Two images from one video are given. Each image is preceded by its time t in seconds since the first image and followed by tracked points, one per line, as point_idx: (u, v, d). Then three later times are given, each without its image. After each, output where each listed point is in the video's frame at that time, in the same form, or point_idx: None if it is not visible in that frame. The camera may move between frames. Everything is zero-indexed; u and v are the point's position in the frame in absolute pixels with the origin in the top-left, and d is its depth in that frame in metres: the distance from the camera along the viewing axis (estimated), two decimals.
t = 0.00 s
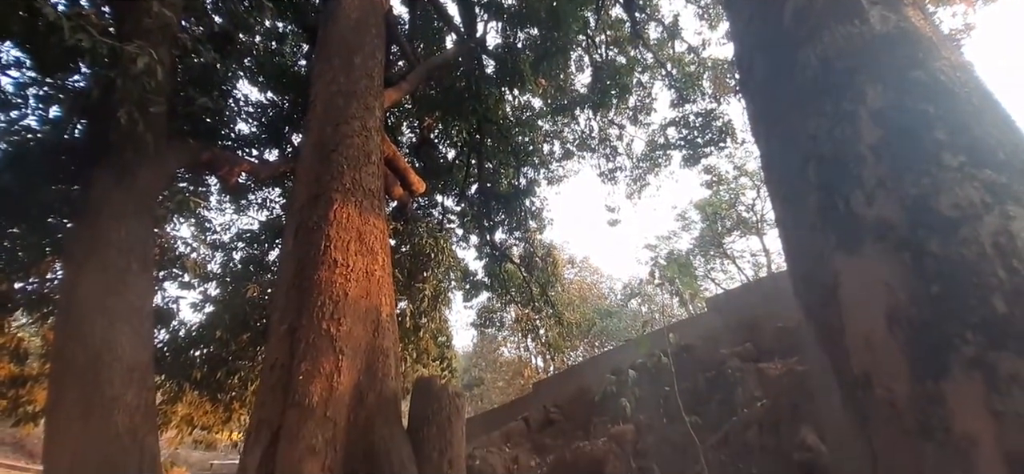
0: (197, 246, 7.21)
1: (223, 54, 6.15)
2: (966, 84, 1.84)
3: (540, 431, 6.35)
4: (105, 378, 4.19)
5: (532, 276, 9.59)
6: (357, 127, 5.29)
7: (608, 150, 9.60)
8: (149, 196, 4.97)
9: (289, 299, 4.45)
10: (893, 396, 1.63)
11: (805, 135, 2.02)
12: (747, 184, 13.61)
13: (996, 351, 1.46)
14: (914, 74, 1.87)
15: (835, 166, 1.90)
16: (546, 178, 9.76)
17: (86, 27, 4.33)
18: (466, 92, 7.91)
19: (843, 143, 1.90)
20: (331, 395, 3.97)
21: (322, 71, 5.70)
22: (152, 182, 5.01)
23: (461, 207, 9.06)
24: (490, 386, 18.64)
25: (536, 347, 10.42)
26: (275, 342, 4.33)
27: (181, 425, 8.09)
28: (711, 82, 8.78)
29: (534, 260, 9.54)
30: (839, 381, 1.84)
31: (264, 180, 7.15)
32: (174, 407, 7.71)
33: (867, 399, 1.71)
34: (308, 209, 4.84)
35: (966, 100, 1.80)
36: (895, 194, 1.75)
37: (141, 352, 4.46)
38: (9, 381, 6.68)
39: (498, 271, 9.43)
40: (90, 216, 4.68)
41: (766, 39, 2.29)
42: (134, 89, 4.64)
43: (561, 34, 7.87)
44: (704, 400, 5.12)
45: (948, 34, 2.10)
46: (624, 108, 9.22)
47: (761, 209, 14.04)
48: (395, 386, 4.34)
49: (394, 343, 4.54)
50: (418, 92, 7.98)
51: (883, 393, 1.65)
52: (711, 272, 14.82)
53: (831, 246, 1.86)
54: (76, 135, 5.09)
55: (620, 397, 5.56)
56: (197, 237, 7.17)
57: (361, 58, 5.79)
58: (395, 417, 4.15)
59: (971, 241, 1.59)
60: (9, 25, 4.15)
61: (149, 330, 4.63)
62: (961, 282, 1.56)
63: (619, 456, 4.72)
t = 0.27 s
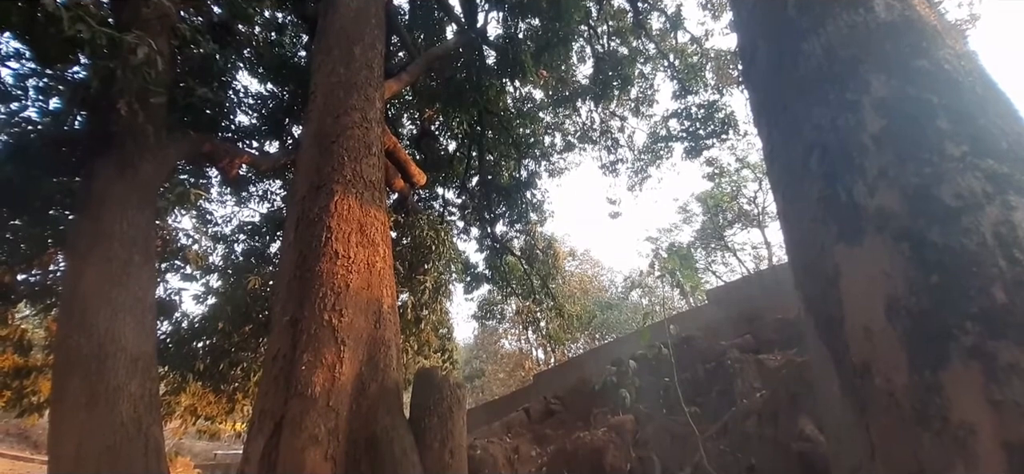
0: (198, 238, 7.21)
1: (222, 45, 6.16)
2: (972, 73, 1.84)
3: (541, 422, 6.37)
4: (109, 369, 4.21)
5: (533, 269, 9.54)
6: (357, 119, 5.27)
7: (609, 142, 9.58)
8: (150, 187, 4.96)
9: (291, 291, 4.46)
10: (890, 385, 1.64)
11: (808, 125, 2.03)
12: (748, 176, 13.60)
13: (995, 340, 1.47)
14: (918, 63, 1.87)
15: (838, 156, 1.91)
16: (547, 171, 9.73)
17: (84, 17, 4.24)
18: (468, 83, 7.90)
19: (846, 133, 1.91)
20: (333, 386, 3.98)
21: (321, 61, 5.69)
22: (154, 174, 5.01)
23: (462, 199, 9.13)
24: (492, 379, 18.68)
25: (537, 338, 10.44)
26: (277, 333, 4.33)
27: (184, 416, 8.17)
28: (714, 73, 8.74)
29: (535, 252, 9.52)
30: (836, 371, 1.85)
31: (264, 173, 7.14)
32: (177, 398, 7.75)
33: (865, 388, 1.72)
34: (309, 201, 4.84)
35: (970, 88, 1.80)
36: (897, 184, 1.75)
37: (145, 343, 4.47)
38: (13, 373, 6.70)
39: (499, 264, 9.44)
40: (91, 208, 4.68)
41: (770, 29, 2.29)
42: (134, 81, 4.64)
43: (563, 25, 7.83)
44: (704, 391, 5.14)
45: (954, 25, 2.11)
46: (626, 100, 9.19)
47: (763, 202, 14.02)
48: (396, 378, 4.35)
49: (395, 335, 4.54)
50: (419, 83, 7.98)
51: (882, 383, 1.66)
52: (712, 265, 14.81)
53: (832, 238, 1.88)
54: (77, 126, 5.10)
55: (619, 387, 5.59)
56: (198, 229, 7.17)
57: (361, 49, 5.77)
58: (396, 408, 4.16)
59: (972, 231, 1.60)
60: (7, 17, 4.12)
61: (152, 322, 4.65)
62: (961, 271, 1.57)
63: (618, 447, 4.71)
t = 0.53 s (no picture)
0: (195, 231, 7.19)
1: (217, 35, 6.15)
2: (969, 63, 1.87)
3: (540, 414, 6.39)
4: (107, 362, 4.21)
5: (532, 262, 9.46)
6: (354, 111, 5.25)
7: (607, 135, 9.57)
8: (146, 179, 4.95)
9: (289, 283, 4.46)
10: (884, 372, 1.67)
11: (806, 115, 2.03)
12: (747, 169, 13.58)
13: (988, 329, 1.50)
14: (916, 52, 1.89)
15: (836, 146, 1.92)
16: (545, 164, 9.71)
17: (77, 8, 4.26)
18: (465, 75, 7.80)
19: (844, 122, 1.92)
20: (332, 378, 3.99)
21: (318, 52, 5.68)
22: (150, 166, 5.00)
23: (460, 192, 9.13)
24: (491, 372, 18.70)
25: (536, 331, 10.45)
26: (275, 325, 4.34)
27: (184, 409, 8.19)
28: (713, 65, 8.72)
29: (534, 245, 9.40)
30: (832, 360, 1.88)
31: (261, 165, 7.12)
32: (176, 391, 7.76)
33: (858, 376, 1.75)
34: (307, 193, 4.84)
35: (967, 78, 1.83)
36: (894, 174, 1.77)
37: (142, 336, 4.47)
38: (11, 367, 6.70)
39: (497, 257, 9.44)
40: (87, 201, 4.67)
41: (768, 17, 2.29)
42: (128, 72, 4.65)
43: (561, 16, 7.82)
44: (700, 381, 5.15)
45: (955, 16, 2.13)
46: (625, 92, 9.16)
47: (761, 195, 14.00)
48: (395, 370, 4.36)
49: (393, 327, 4.55)
50: (415, 75, 7.96)
51: (875, 371, 1.70)
52: (710, 258, 14.80)
53: (829, 227, 1.89)
54: (72, 119, 5.10)
55: (616, 377, 5.64)
56: (195, 223, 7.15)
57: (357, 40, 5.74)
58: (395, 399, 4.18)
59: (968, 220, 1.62)
60: None
61: (150, 315, 4.64)
62: (956, 260, 1.59)
63: (615, 437, 4.70)
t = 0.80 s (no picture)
0: (189, 224, 7.16)
1: (210, 26, 6.11)
2: (962, 58, 1.90)
3: (534, 407, 6.40)
4: (99, 356, 4.19)
5: (527, 257, 9.57)
6: (349, 104, 5.23)
7: (603, 129, 9.57)
8: (139, 171, 4.93)
9: (283, 276, 4.46)
10: (873, 364, 1.71)
11: (800, 109, 2.05)
12: (742, 165, 13.59)
13: (976, 321, 1.55)
14: (910, 47, 1.91)
15: (829, 140, 1.94)
16: (541, 158, 9.69)
17: None
18: (461, 68, 7.82)
19: (838, 117, 1.94)
20: (326, 371, 3.99)
21: (312, 44, 5.65)
22: (142, 159, 4.97)
23: (455, 186, 9.10)
24: (487, 367, 18.75)
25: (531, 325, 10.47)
26: (270, 318, 4.34)
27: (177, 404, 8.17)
28: (709, 60, 8.73)
29: (529, 240, 9.50)
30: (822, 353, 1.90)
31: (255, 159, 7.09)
32: (170, 385, 7.74)
33: (847, 368, 1.78)
34: (301, 186, 4.82)
35: (960, 73, 1.85)
36: (886, 168, 1.80)
37: (135, 329, 4.46)
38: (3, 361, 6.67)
39: (493, 252, 9.44)
40: (78, 194, 4.64)
41: (764, 10, 2.29)
42: (119, 63, 4.61)
43: (559, 10, 7.85)
44: (694, 375, 5.17)
45: (951, 11, 2.15)
46: (622, 87, 9.15)
47: (756, 190, 14.02)
48: (389, 364, 4.37)
49: (388, 321, 4.55)
50: (410, 68, 7.88)
51: (864, 363, 1.73)
52: (704, 254, 14.83)
53: (821, 221, 1.92)
54: (64, 109, 5.09)
55: (610, 371, 5.66)
56: (188, 216, 7.11)
57: (352, 32, 5.71)
58: (390, 393, 4.18)
59: (958, 214, 1.66)
60: None
61: (142, 308, 4.63)
62: (945, 253, 1.63)
63: (609, 430, 4.76)
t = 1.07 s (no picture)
0: (181, 216, 7.12)
1: (201, 15, 6.07)
2: (956, 50, 1.89)
3: (529, 399, 6.42)
4: (91, 347, 4.18)
5: (523, 250, 9.53)
6: (342, 94, 5.20)
7: (600, 122, 9.55)
8: (129, 161, 4.90)
9: (277, 267, 4.44)
10: (862, 353, 1.72)
11: (794, 100, 2.05)
12: (737, 159, 13.59)
13: (964, 310, 1.56)
14: (904, 38, 1.91)
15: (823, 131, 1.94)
16: (537, 151, 9.67)
17: None
18: (456, 60, 7.82)
19: (831, 108, 1.94)
20: (320, 362, 3.99)
21: (305, 34, 5.61)
22: (132, 149, 4.94)
23: (451, 179, 9.09)
24: (482, 359, 18.78)
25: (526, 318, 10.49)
26: (263, 309, 4.33)
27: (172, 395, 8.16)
28: (706, 53, 8.71)
29: (525, 233, 9.49)
30: (813, 342, 1.91)
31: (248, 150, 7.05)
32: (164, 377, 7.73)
33: (837, 357, 1.79)
34: (294, 177, 4.80)
35: (954, 65, 1.85)
36: (878, 159, 1.81)
37: (127, 320, 4.44)
38: None
39: (488, 245, 9.42)
40: (68, 184, 4.61)
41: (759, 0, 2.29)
42: (108, 51, 4.62)
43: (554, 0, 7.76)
44: (686, 367, 5.19)
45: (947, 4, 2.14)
46: (618, 80, 9.10)
47: (751, 184, 14.03)
48: (384, 355, 4.37)
49: (383, 312, 4.55)
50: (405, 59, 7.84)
51: (854, 352, 1.74)
52: (699, 247, 14.85)
53: (813, 212, 1.92)
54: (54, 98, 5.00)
55: (604, 362, 5.70)
56: (181, 208, 7.07)
57: (345, 22, 5.68)
58: (384, 384, 4.18)
59: (949, 204, 1.68)
60: None
61: (134, 299, 4.61)
62: (935, 244, 1.65)
63: (603, 420, 4.84)
